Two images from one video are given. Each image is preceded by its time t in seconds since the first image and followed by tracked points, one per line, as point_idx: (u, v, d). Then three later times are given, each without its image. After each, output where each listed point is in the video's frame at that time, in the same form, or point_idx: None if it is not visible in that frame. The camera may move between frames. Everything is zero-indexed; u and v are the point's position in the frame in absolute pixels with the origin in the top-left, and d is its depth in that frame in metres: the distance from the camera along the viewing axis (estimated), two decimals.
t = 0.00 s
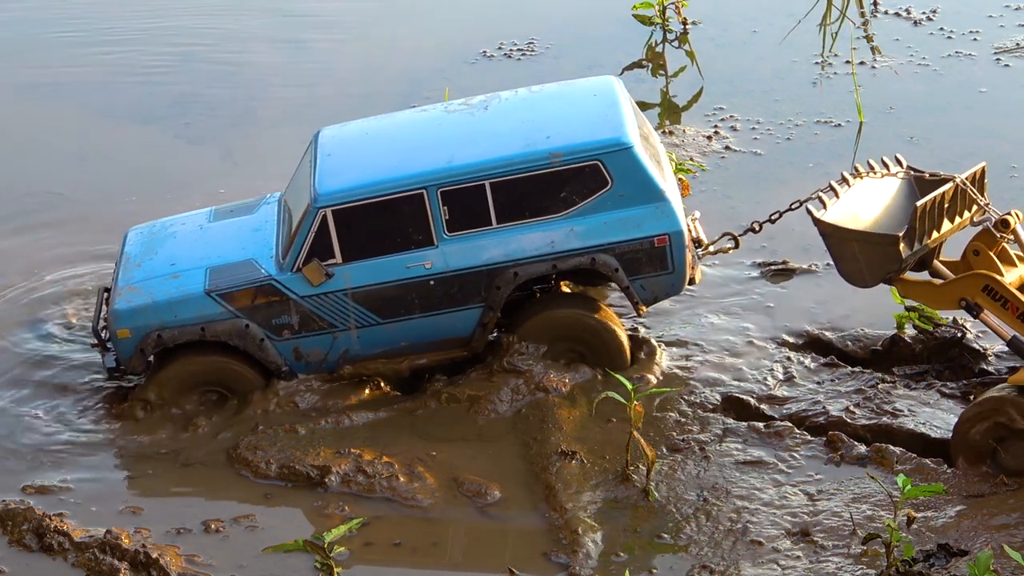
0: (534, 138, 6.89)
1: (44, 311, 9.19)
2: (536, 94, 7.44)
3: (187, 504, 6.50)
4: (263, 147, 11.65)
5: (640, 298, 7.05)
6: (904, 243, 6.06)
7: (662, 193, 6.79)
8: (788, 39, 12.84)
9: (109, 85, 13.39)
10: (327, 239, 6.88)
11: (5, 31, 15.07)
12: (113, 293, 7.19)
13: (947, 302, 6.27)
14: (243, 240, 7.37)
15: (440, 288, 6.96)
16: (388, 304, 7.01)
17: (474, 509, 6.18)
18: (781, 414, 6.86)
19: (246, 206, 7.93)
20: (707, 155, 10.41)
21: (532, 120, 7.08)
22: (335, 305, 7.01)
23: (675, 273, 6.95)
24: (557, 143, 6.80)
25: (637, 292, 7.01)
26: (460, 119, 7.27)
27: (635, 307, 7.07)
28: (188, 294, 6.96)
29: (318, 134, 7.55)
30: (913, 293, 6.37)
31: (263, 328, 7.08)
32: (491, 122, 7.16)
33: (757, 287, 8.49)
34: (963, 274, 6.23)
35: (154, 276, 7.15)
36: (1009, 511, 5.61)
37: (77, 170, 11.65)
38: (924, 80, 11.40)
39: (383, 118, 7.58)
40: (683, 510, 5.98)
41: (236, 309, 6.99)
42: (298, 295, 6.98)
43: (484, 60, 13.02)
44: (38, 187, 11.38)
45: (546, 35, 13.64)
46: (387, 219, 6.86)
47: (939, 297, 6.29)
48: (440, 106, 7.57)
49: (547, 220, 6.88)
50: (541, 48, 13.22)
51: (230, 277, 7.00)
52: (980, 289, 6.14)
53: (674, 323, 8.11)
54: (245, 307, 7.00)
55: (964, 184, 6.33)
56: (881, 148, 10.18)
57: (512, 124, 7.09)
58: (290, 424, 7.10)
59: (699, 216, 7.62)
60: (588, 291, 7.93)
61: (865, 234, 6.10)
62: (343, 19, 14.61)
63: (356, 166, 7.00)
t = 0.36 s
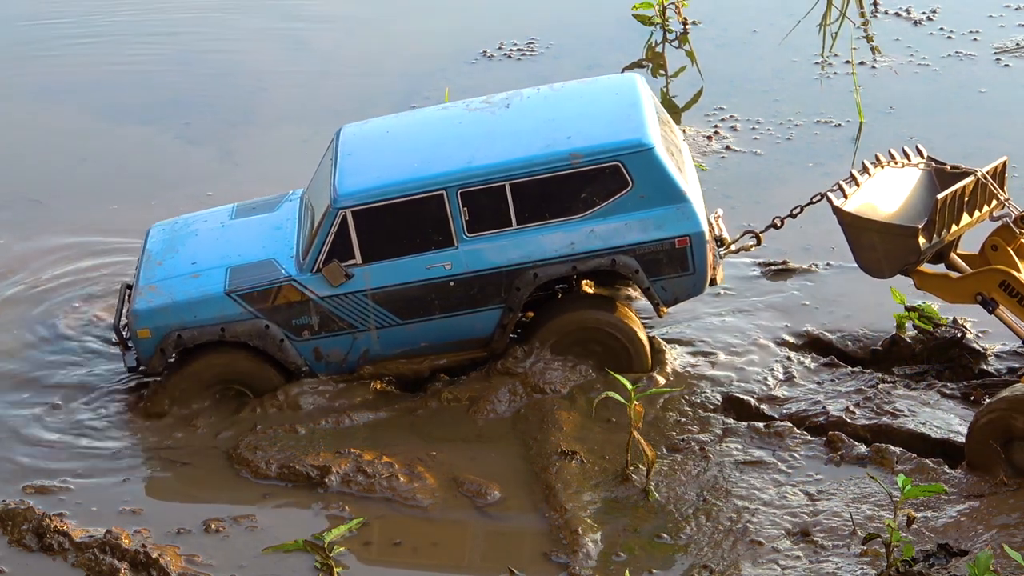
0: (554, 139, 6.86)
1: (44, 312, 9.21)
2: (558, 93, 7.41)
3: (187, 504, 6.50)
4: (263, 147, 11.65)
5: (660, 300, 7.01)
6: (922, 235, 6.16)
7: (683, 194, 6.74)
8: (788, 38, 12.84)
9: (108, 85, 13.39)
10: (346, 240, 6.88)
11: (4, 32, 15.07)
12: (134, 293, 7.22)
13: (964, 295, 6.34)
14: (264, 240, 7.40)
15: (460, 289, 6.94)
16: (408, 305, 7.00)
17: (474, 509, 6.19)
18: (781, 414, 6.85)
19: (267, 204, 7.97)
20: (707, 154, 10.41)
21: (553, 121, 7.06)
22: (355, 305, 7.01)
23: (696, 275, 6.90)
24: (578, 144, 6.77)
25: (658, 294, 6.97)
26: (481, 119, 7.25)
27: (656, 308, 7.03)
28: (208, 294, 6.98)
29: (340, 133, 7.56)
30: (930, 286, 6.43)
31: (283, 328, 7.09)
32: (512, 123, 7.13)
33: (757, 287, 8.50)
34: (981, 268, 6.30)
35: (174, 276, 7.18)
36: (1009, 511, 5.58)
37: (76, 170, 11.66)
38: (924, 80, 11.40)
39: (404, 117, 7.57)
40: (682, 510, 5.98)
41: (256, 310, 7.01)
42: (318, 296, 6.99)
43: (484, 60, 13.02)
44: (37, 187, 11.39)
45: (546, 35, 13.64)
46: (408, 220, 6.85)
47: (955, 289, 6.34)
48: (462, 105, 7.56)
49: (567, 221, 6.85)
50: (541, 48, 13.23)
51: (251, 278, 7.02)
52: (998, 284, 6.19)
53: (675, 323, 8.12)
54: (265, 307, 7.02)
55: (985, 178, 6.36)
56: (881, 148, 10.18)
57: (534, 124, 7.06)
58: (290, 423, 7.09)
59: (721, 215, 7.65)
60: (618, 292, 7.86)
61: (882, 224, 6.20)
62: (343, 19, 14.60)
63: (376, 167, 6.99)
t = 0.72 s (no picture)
0: (567, 140, 6.84)
1: (44, 312, 9.22)
2: (572, 93, 7.39)
3: (187, 503, 6.51)
4: (263, 146, 11.65)
5: (672, 302, 7.00)
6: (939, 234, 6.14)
7: (696, 196, 6.73)
8: (788, 39, 12.83)
9: (108, 85, 13.39)
10: (358, 240, 6.90)
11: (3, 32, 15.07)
12: (146, 290, 7.27)
13: (982, 294, 6.34)
14: (276, 239, 7.43)
15: (471, 289, 6.95)
16: (420, 305, 7.02)
17: (474, 510, 6.19)
18: (780, 414, 6.85)
19: (281, 203, 8.00)
20: (707, 154, 10.41)
21: (566, 121, 7.04)
22: (366, 305, 7.03)
23: (709, 276, 6.89)
24: (591, 144, 6.75)
25: (669, 295, 6.97)
26: (495, 118, 7.25)
27: (668, 309, 7.02)
28: (219, 293, 7.02)
29: (353, 131, 7.56)
30: (948, 285, 6.42)
31: (294, 327, 7.12)
32: (524, 123, 7.12)
33: (757, 287, 8.51)
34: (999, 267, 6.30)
35: (186, 274, 7.22)
36: (1009, 511, 5.59)
37: (76, 170, 11.67)
38: (924, 80, 11.40)
39: (417, 116, 7.56)
40: (682, 510, 5.98)
41: (268, 309, 7.04)
42: (329, 296, 7.02)
43: (485, 60, 13.02)
44: (36, 187, 11.40)
45: (546, 35, 13.64)
46: (419, 220, 6.86)
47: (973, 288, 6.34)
48: (476, 104, 7.56)
49: (578, 222, 6.85)
50: (541, 48, 13.23)
51: (262, 277, 7.05)
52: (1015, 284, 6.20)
53: (675, 322, 8.13)
54: (276, 306, 7.05)
55: (1003, 178, 6.34)
56: (881, 148, 10.19)
57: (547, 124, 7.05)
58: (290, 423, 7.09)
59: (734, 215, 7.74)
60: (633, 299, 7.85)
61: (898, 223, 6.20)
62: (343, 19, 14.60)
63: (389, 166, 7.00)
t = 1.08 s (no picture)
0: (593, 141, 6.83)
1: (43, 312, 9.22)
2: (599, 93, 7.38)
3: (188, 503, 6.51)
4: (263, 146, 11.66)
5: (697, 303, 6.98)
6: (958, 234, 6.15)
7: (722, 198, 6.71)
8: (788, 39, 12.83)
9: (107, 85, 13.40)
10: (383, 240, 6.90)
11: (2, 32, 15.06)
12: (171, 288, 7.28)
13: (1000, 294, 6.33)
14: (301, 237, 7.42)
15: (496, 290, 6.95)
16: (445, 305, 7.02)
17: (474, 509, 6.19)
18: (780, 414, 6.84)
19: (307, 201, 8.00)
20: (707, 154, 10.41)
21: (592, 123, 7.03)
22: (391, 305, 7.03)
23: (733, 279, 6.87)
24: (617, 146, 6.74)
25: (695, 298, 6.94)
26: (521, 119, 7.25)
27: (693, 311, 6.99)
28: (244, 292, 7.01)
29: (379, 130, 7.56)
30: (966, 286, 6.41)
31: (319, 327, 7.12)
32: (550, 124, 7.11)
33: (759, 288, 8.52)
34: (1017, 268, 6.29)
35: (212, 273, 7.23)
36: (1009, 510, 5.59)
37: (76, 170, 11.67)
38: (924, 80, 11.39)
39: (442, 116, 7.56)
40: (682, 510, 5.98)
41: (292, 308, 7.04)
42: (354, 296, 7.02)
43: (484, 60, 13.01)
44: (36, 187, 11.40)
45: (546, 35, 13.64)
46: (445, 221, 6.85)
47: (991, 288, 6.33)
48: (503, 104, 7.56)
49: (605, 223, 6.84)
50: (541, 48, 13.23)
51: (287, 276, 7.04)
52: None
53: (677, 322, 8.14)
54: (301, 306, 7.04)
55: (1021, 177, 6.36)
56: (881, 148, 10.20)
57: (573, 125, 7.05)
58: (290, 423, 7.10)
59: (761, 220, 7.85)
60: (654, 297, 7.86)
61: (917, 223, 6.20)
62: (343, 19, 14.59)
63: (415, 166, 6.99)
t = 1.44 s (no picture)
0: (628, 144, 6.77)
1: (44, 312, 9.22)
2: (636, 96, 7.32)
3: (188, 503, 6.51)
4: (263, 146, 11.66)
5: (731, 309, 6.90)
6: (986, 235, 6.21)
7: (758, 203, 6.61)
8: (787, 39, 12.83)
9: (107, 85, 13.40)
10: (417, 239, 6.88)
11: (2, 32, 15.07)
12: (205, 285, 7.28)
13: None
14: (337, 236, 7.44)
15: (529, 292, 6.90)
16: (478, 306, 6.98)
17: (473, 509, 6.20)
18: (781, 414, 6.84)
19: (342, 199, 8.01)
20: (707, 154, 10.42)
21: (628, 126, 6.97)
22: (424, 305, 7.00)
23: (768, 285, 6.77)
24: (652, 149, 6.66)
25: (728, 303, 6.86)
26: (558, 121, 7.19)
27: (727, 317, 6.92)
28: (278, 289, 6.98)
29: (416, 130, 7.55)
30: (993, 286, 6.46)
31: (351, 326, 7.10)
32: (586, 126, 7.06)
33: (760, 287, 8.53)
34: None
35: (246, 270, 7.22)
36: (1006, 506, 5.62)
37: (76, 170, 11.67)
38: (924, 80, 11.40)
39: (479, 116, 7.54)
40: (682, 510, 5.98)
41: (325, 306, 7.01)
42: (387, 295, 6.99)
43: (484, 60, 13.01)
44: (37, 187, 11.41)
45: (546, 35, 13.64)
46: (479, 221, 6.81)
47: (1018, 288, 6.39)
48: (540, 106, 7.50)
49: (639, 226, 6.77)
50: (541, 48, 13.23)
51: (320, 274, 7.02)
52: None
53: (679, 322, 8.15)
54: (334, 304, 7.02)
55: None
56: (881, 148, 10.22)
57: (609, 128, 6.98)
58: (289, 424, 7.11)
59: (796, 225, 7.58)
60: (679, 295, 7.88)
61: (945, 225, 6.26)
62: (343, 19, 14.58)
63: (449, 166, 6.96)
